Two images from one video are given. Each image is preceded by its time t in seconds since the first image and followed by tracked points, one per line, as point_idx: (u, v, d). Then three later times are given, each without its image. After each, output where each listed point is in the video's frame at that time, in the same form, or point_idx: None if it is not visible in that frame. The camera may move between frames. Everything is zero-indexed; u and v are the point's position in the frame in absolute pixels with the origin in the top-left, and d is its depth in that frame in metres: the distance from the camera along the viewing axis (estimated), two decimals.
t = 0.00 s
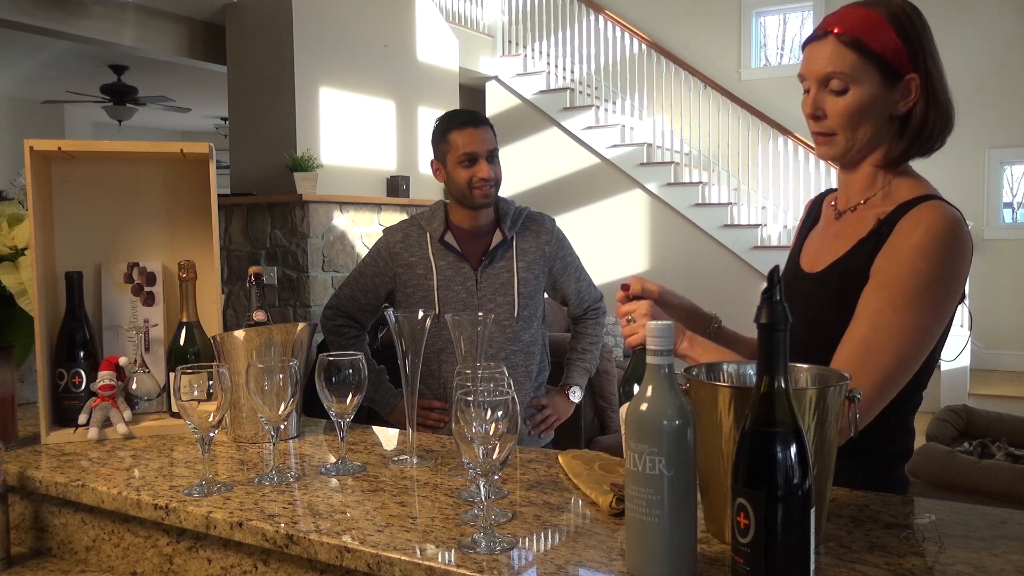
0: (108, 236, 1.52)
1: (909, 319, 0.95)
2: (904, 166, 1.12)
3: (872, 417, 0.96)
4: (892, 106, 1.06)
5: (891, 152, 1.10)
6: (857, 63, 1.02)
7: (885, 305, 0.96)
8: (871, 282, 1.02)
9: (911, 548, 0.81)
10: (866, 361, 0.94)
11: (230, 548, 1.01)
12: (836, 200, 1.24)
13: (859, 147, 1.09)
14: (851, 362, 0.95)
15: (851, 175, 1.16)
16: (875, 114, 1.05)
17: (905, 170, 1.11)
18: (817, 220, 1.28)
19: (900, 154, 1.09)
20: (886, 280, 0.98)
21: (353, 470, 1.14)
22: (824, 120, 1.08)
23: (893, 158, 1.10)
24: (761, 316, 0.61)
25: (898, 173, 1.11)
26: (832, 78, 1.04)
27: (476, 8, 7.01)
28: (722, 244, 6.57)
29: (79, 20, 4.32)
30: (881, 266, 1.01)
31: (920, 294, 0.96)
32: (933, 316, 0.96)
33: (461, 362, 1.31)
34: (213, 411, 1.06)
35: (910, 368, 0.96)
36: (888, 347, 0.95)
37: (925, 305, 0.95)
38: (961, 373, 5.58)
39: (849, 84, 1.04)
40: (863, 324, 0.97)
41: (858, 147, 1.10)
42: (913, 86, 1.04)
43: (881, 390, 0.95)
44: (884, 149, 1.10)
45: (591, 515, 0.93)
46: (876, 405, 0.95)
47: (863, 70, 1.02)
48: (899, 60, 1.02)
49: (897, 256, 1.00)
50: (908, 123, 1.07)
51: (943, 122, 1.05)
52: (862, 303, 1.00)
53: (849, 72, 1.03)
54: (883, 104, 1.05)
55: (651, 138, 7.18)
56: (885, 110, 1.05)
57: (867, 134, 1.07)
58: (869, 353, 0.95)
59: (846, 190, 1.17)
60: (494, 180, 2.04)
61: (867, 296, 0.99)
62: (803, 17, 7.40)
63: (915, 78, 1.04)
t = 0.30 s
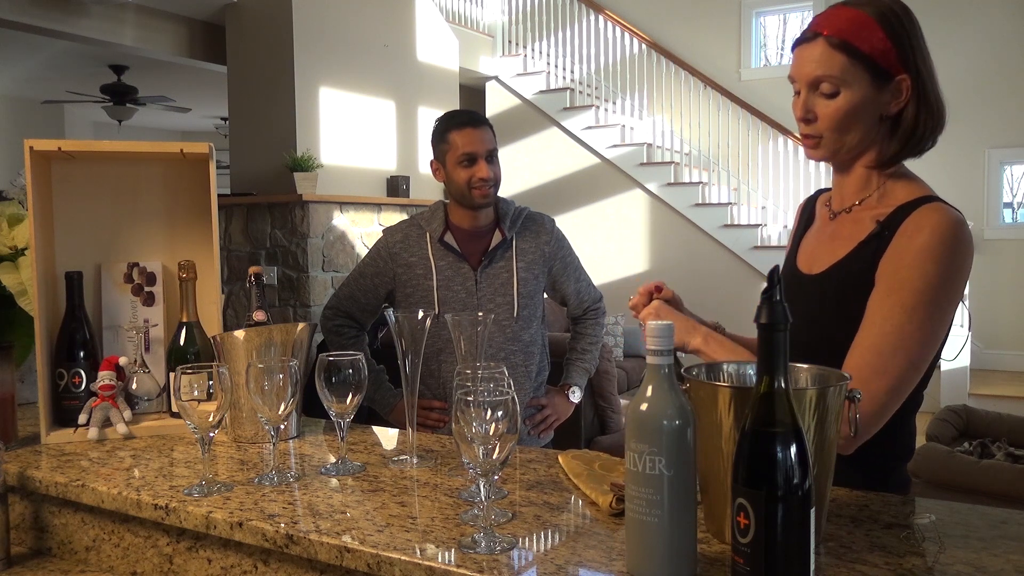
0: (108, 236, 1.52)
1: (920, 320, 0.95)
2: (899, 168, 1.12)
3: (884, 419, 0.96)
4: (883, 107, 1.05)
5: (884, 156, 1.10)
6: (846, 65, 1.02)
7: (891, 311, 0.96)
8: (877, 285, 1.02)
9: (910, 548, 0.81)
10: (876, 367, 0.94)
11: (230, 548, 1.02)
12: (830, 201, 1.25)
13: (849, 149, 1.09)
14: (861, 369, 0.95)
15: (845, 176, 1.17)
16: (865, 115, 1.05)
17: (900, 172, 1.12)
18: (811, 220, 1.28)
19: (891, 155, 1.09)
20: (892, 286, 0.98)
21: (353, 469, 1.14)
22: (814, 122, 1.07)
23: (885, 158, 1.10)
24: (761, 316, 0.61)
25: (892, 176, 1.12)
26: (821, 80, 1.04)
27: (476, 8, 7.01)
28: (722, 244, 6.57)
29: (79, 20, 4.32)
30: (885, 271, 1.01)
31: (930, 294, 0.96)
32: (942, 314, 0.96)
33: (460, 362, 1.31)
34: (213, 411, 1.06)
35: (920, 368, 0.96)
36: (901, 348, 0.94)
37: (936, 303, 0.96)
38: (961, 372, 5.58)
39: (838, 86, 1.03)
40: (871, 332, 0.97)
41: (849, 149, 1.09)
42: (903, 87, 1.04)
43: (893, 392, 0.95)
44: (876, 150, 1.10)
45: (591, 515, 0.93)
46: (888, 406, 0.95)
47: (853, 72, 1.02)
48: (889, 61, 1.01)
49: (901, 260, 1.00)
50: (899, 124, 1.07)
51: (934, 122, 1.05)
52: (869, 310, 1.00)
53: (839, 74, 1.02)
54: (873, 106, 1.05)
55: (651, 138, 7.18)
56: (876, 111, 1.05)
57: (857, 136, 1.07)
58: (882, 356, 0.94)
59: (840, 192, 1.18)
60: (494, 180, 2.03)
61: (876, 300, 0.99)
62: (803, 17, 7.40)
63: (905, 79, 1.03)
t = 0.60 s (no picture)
0: (108, 237, 1.52)
1: (915, 314, 0.95)
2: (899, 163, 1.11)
3: (877, 413, 0.96)
4: (876, 104, 1.05)
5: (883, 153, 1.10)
6: (841, 57, 1.02)
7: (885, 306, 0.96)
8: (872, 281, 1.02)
9: (911, 548, 0.81)
10: (869, 361, 0.94)
11: (230, 548, 1.02)
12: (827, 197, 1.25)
13: (840, 145, 1.09)
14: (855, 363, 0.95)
15: (843, 173, 1.17)
16: (857, 109, 1.04)
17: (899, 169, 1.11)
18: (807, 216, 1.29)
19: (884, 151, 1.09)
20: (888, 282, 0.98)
21: (353, 469, 1.14)
22: (807, 114, 1.07)
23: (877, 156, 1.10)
24: (761, 316, 0.61)
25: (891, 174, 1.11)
26: (814, 71, 1.04)
27: (476, 8, 7.01)
28: (722, 244, 6.57)
29: (79, 20, 4.32)
30: (882, 266, 1.01)
31: (926, 288, 0.96)
32: (937, 309, 0.96)
33: (460, 362, 1.31)
34: (213, 411, 1.06)
35: (914, 362, 0.96)
36: (896, 343, 0.94)
37: (931, 298, 0.96)
38: (961, 373, 5.58)
39: (832, 77, 1.03)
40: (866, 327, 0.96)
41: (841, 145, 1.09)
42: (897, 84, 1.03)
43: (886, 387, 0.95)
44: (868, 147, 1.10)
45: (592, 515, 0.93)
46: (882, 400, 0.95)
47: (847, 63, 1.02)
48: (885, 56, 1.01)
49: (897, 256, 1.00)
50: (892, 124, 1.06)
51: (925, 123, 1.04)
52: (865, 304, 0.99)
53: (833, 65, 1.03)
54: (866, 101, 1.04)
55: (651, 138, 7.18)
56: (869, 107, 1.05)
57: (848, 131, 1.07)
58: (877, 350, 0.94)
59: (838, 189, 1.18)
60: (493, 181, 2.03)
61: (870, 295, 0.99)
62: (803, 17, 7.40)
63: (900, 77, 1.03)
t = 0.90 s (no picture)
0: (107, 236, 1.52)
1: (909, 314, 0.95)
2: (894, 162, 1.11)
3: (869, 412, 0.96)
4: (863, 98, 1.04)
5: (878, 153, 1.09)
6: (831, 48, 1.04)
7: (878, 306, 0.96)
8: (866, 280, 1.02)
9: (912, 548, 0.81)
10: (862, 361, 0.94)
11: (230, 548, 1.02)
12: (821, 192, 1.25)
13: (827, 137, 1.09)
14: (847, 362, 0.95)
15: (840, 172, 1.17)
16: (842, 101, 1.05)
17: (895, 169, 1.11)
18: (800, 211, 1.29)
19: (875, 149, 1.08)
20: (880, 281, 0.98)
21: (353, 469, 1.14)
22: (795, 103, 1.08)
23: (869, 151, 1.09)
24: (761, 316, 0.61)
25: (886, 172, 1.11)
26: (806, 60, 1.06)
27: (476, 8, 7.01)
28: (722, 243, 6.57)
29: (79, 20, 4.32)
30: (875, 265, 1.01)
31: (920, 287, 0.96)
32: (931, 309, 0.96)
33: (460, 362, 1.31)
34: (213, 411, 1.06)
35: (906, 363, 0.96)
36: (889, 343, 0.94)
37: (924, 298, 0.95)
38: (961, 373, 5.58)
39: (820, 67, 1.05)
40: (858, 326, 0.96)
41: (827, 138, 1.09)
42: (886, 80, 1.02)
43: (879, 388, 0.94)
44: (859, 141, 1.09)
45: (592, 515, 0.93)
46: (874, 400, 0.95)
47: (835, 54, 1.03)
48: (874, 50, 1.01)
49: (891, 256, 1.00)
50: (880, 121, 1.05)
51: (909, 122, 1.02)
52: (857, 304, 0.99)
53: (822, 55, 1.04)
54: (852, 94, 1.04)
55: (651, 138, 7.18)
56: (856, 101, 1.04)
57: (834, 124, 1.06)
58: (869, 349, 0.94)
59: (834, 187, 1.18)
60: (490, 182, 2.02)
61: (864, 293, 0.99)
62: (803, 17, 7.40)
63: (890, 74, 1.02)
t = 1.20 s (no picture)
0: (107, 236, 1.52)
1: (906, 317, 0.95)
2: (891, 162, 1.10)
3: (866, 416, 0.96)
4: (848, 96, 1.04)
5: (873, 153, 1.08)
6: (813, 48, 1.04)
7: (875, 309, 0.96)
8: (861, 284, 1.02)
9: (912, 548, 0.81)
10: (856, 365, 0.94)
11: (230, 548, 1.01)
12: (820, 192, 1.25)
13: (815, 137, 1.08)
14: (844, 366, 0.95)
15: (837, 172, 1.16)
16: (827, 100, 1.04)
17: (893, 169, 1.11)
18: (800, 210, 1.29)
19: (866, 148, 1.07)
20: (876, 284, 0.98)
21: (353, 469, 1.14)
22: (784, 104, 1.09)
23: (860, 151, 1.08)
24: (761, 317, 0.61)
25: (884, 173, 1.11)
26: (790, 61, 1.06)
27: (475, 8, 7.01)
28: (722, 243, 6.57)
29: (79, 20, 4.32)
30: (870, 268, 1.01)
31: (916, 291, 0.95)
32: (928, 313, 0.96)
33: (460, 362, 1.31)
34: (213, 411, 1.06)
35: (902, 368, 0.96)
36: (885, 347, 0.94)
37: (919, 304, 0.95)
38: (961, 373, 5.58)
39: (803, 67, 1.05)
40: (854, 330, 0.96)
41: (816, 138, 1.08)
42: (868, 77, 1.01)
43: (874, 394, 0.95)
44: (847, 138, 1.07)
45: (591, 515, 0.93)
46: (871, 403, 0.95)
47: (816, 54, 1.03)
48: (855, 48, 1.00)
49: (887, 258, 1.00)
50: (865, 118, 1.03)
51: (893, 117, 1.01)
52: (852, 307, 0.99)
53: (804, 56, 1.04)
54: (836, 93, 1.03)
55: (651, 138, 7.18)
56: (840, 99, 1.04)
57: (821, 123, 1.06)
58: (862, 357, 0.94)
59: (833, 188, 1.18)
60: (483, 182, 2.03)
61: (859, 297, 0.99)
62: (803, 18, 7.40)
63: (873, 70, 1.00)
